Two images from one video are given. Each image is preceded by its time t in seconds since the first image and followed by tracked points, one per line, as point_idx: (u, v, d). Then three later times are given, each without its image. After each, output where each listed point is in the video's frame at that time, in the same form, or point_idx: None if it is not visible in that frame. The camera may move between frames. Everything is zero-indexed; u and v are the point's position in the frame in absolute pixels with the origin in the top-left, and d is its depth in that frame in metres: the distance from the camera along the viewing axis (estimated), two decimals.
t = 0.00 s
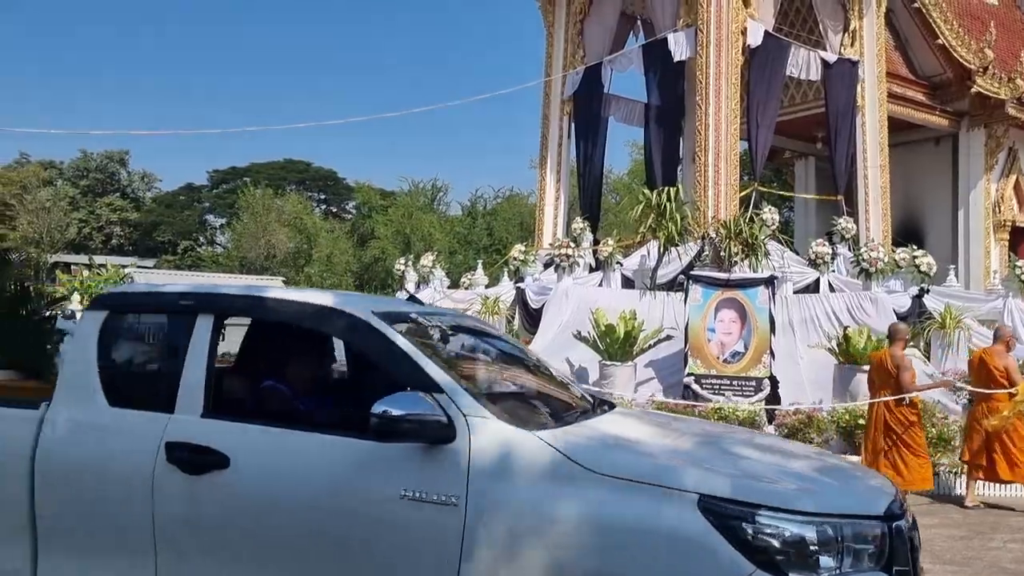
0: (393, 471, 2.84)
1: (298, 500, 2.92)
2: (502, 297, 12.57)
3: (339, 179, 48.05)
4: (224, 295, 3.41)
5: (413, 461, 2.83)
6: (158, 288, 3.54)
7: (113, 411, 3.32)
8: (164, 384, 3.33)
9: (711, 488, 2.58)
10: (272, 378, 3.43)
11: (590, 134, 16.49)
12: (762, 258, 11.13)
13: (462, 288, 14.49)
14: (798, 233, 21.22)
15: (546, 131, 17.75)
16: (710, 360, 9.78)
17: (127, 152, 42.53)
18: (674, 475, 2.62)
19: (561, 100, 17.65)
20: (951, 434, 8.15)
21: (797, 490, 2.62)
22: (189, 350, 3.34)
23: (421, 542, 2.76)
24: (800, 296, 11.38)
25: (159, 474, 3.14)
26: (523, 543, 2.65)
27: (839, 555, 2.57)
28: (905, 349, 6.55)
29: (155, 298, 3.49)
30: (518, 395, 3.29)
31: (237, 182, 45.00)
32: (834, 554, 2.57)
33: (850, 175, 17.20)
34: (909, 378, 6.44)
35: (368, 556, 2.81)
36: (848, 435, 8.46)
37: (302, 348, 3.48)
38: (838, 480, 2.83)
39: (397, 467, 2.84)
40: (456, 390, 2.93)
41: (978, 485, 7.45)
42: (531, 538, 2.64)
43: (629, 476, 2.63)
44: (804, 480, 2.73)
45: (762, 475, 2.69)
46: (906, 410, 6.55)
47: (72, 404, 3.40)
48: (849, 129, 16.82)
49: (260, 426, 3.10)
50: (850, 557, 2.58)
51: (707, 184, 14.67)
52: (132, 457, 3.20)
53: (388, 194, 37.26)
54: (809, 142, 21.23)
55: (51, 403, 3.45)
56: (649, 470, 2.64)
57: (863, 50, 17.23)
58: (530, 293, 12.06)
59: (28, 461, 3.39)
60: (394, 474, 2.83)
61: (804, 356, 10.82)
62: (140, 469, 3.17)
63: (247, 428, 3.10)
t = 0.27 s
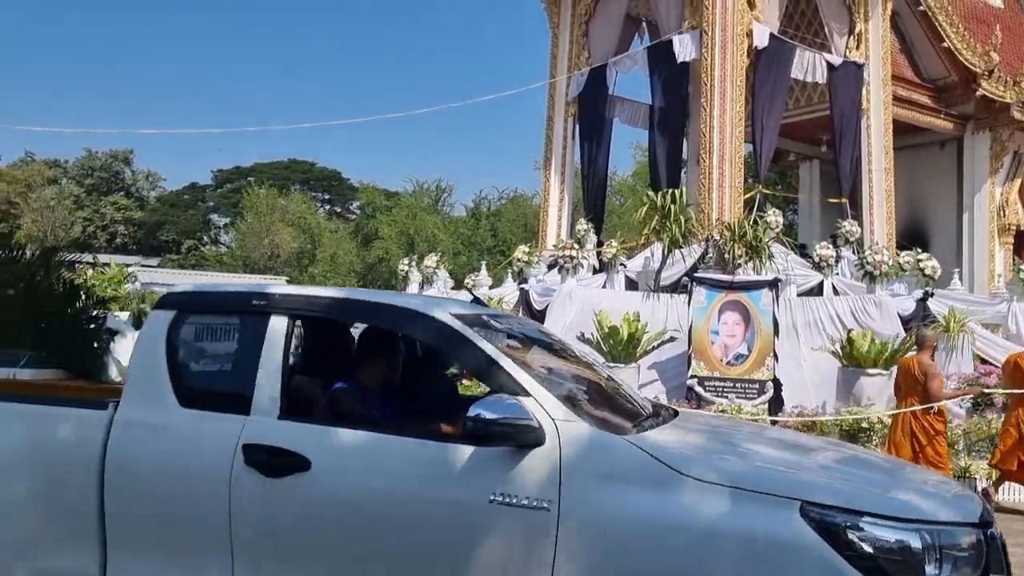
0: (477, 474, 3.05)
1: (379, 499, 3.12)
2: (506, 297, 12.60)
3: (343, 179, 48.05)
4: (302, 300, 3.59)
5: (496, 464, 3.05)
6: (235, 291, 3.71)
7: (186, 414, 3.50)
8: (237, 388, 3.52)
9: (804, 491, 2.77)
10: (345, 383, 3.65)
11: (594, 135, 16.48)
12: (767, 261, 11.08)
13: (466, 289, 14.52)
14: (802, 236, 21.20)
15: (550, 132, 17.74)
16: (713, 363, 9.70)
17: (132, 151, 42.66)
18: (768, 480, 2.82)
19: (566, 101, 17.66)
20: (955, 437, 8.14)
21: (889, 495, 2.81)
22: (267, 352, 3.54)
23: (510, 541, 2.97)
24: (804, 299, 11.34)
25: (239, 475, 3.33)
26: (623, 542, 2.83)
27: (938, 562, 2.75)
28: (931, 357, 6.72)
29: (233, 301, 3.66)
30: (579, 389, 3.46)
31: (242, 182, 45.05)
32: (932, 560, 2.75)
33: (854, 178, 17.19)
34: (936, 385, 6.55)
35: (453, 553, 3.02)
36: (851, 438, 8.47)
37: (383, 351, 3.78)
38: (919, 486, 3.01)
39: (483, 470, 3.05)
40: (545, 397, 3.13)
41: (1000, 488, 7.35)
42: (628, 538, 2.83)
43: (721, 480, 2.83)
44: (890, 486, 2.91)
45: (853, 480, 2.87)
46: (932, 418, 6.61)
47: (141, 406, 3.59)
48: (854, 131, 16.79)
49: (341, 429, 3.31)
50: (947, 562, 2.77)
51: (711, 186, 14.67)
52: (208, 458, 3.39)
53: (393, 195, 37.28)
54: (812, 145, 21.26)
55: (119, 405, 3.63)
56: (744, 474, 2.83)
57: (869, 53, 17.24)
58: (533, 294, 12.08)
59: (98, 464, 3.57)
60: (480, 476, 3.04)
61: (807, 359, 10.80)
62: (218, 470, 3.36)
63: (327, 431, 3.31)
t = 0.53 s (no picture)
0: (523, 474, 2.90)
1: (426, 500, 2.96)
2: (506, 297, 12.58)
3: (344, 179, 48.08)
4: (389, 302, 3.36)
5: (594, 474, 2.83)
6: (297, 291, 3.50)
7: (263, 419, 3.26)
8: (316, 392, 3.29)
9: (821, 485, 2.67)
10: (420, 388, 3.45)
11: (596, 137, 16.47)
12: (767, 264, 11.15)
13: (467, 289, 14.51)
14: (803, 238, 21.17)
15: (552, 134, 17.73)
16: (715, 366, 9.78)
17: (134, 149, 42.73)
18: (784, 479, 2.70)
19: (567, 102, 17.66)
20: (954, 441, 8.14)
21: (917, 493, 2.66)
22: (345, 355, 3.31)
23: (597, 550, 2.77)
24: (804, 302, 11.32)
25: (320, 482, 3.08)
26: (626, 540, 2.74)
27: None
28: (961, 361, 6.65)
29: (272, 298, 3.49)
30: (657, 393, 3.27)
31: (243, 180, 45.11)
32: None
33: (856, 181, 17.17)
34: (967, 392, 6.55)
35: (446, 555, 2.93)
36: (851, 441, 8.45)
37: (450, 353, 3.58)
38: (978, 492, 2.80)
39: (532, 470, 2.90)
40: (632, 402, 2.94)
41: None
42: (626, 537, 2.74)
43: (726, 479, 2.72)
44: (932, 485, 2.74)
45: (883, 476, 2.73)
46: (964, 423, 6.64)
47: (214, 408, 3.35)
48: (856, 134, 16.79)
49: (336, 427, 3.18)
50: None
51: (712, 188, 14.65)
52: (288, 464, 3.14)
53: (394, 194, 37.30)
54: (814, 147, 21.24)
55: (188, 406, 3.37)
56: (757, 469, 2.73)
57: (872, 55, 17.21)
58: (534, 295, 12.06)
59: (165, 470, 3.31)
60: (571, 485, 2.84)
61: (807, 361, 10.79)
62: (294, 478, 3.13)
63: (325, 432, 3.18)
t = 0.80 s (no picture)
0: (610, 477, 2.91)
1: (512, 502, 2.96)
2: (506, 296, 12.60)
3: (344, 176, 47.94)
4: (472, 303, 3.32)
5: (681, 479, 2.86)
6: (365, 292, 3.45)
7: (334, 419, 3.23)
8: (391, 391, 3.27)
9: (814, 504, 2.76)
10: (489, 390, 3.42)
11: (596, 136, 16.47)
12: (766, 263, 11.10)
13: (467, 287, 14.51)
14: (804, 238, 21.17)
15: (553, 132, 17.71)
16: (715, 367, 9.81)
17: (134, 145, 42.68)
18: (780, 497, 2.79)
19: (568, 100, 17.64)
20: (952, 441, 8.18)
21: (910, 496, 2.72)
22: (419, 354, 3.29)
23: (689, 551, 2.80)
24: (803, 302, 11.31)
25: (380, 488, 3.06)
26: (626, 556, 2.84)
27: None
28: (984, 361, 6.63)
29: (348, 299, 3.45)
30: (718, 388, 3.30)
31: (243, 177, 45.03)
32: None
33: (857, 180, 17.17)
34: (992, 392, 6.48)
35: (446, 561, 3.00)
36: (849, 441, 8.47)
37: (514, 354, 3.47)
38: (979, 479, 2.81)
39: (619, 473, 2.92)
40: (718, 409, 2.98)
41: None
42: (625, 553, 2.84)
43: (721, 502, 2.81)
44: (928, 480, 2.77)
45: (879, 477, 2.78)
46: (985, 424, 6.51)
47: (282, 408, 3.30)
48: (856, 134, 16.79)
49: (337, 433, 3.18)
50: None
51: (712, 187, 14.65)
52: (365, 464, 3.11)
53: (394, 191, 37.22)
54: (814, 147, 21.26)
55: (257, 407, 3.32)
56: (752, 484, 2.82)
57: (873, 55, 17.21)
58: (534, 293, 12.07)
59: (237, 469, 3.22)
60: (657, 489, 2.86)
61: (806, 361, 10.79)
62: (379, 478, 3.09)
63: (326, 436, 3.19)
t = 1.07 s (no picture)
0: (696, 478, 2.78)
1: (596, 507, 2.79)
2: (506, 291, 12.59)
3: (343, 171, 47.96)
4: (518, 297, 3.17)
5: (783, 483, 2.73)
6: (376, 290, 3.32)
7: (402, 417, 3.07)
8: (469, 390, 3.10)
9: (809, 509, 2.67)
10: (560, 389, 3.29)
11: (595, 131, 16.47)
12: (766, 259, 11.21)
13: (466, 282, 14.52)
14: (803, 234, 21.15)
15: (552, 127, 17.70)
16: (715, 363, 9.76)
17: (133, 140, 42.71)
18: (776, 503, 2.70)
19: (567, 96, 17.62)
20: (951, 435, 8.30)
21: (908, 496, 2.64)
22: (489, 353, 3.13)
23: (782, 555, 2.66)
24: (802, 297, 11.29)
25: (394, 489, 2.95)
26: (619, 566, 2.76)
27: None
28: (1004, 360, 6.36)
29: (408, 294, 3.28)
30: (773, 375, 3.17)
31: (242, 172, 45.09)
32: None
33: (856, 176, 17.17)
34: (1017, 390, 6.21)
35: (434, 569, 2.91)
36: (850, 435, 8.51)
37: (593, 356, 3.40)
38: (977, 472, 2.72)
39: (705, 475, 2.78)
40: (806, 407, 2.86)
41: None
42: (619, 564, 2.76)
43: (714, 510, 2.73)
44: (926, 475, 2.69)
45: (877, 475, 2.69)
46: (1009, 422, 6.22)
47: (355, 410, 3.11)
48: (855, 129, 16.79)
49: (325, 434, 3.07)
50: None
51: (712, 183, 14.65)
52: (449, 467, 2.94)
53: (393, 186, 37.21)
54: (814, 142, 21.24)
55: (327, 407, 3.15)
56: (793, 487, 2.71)
57: (872, 50, 17.18)
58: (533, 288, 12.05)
59: (306, 472, 3.04)
60: (746, 491, 2.73)
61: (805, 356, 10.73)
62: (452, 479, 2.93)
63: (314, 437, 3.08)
